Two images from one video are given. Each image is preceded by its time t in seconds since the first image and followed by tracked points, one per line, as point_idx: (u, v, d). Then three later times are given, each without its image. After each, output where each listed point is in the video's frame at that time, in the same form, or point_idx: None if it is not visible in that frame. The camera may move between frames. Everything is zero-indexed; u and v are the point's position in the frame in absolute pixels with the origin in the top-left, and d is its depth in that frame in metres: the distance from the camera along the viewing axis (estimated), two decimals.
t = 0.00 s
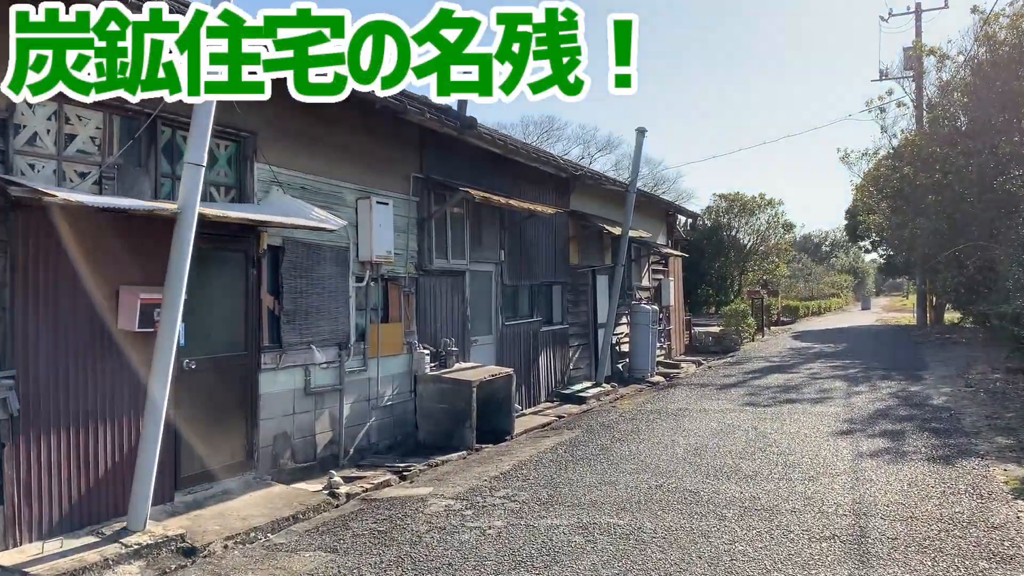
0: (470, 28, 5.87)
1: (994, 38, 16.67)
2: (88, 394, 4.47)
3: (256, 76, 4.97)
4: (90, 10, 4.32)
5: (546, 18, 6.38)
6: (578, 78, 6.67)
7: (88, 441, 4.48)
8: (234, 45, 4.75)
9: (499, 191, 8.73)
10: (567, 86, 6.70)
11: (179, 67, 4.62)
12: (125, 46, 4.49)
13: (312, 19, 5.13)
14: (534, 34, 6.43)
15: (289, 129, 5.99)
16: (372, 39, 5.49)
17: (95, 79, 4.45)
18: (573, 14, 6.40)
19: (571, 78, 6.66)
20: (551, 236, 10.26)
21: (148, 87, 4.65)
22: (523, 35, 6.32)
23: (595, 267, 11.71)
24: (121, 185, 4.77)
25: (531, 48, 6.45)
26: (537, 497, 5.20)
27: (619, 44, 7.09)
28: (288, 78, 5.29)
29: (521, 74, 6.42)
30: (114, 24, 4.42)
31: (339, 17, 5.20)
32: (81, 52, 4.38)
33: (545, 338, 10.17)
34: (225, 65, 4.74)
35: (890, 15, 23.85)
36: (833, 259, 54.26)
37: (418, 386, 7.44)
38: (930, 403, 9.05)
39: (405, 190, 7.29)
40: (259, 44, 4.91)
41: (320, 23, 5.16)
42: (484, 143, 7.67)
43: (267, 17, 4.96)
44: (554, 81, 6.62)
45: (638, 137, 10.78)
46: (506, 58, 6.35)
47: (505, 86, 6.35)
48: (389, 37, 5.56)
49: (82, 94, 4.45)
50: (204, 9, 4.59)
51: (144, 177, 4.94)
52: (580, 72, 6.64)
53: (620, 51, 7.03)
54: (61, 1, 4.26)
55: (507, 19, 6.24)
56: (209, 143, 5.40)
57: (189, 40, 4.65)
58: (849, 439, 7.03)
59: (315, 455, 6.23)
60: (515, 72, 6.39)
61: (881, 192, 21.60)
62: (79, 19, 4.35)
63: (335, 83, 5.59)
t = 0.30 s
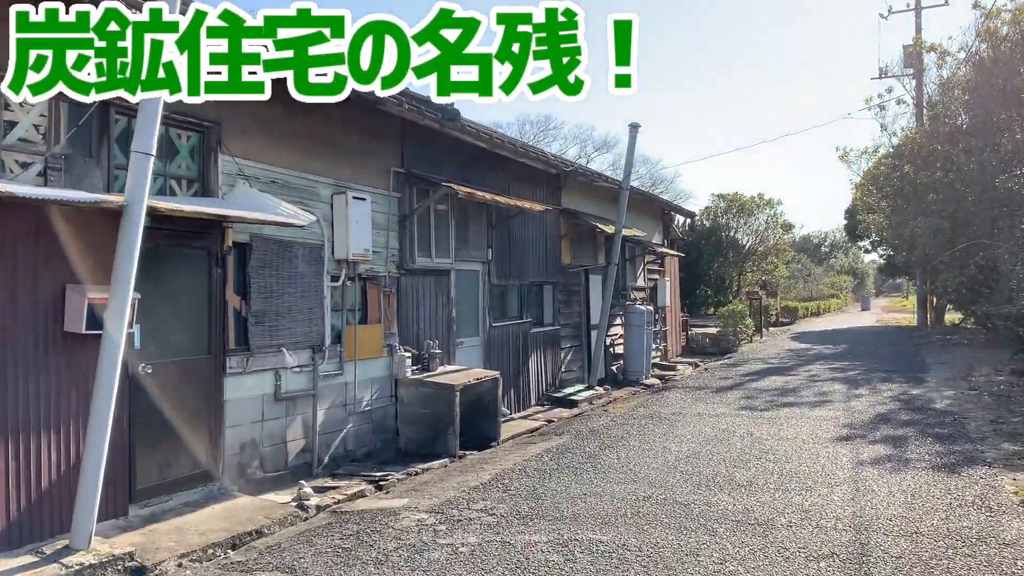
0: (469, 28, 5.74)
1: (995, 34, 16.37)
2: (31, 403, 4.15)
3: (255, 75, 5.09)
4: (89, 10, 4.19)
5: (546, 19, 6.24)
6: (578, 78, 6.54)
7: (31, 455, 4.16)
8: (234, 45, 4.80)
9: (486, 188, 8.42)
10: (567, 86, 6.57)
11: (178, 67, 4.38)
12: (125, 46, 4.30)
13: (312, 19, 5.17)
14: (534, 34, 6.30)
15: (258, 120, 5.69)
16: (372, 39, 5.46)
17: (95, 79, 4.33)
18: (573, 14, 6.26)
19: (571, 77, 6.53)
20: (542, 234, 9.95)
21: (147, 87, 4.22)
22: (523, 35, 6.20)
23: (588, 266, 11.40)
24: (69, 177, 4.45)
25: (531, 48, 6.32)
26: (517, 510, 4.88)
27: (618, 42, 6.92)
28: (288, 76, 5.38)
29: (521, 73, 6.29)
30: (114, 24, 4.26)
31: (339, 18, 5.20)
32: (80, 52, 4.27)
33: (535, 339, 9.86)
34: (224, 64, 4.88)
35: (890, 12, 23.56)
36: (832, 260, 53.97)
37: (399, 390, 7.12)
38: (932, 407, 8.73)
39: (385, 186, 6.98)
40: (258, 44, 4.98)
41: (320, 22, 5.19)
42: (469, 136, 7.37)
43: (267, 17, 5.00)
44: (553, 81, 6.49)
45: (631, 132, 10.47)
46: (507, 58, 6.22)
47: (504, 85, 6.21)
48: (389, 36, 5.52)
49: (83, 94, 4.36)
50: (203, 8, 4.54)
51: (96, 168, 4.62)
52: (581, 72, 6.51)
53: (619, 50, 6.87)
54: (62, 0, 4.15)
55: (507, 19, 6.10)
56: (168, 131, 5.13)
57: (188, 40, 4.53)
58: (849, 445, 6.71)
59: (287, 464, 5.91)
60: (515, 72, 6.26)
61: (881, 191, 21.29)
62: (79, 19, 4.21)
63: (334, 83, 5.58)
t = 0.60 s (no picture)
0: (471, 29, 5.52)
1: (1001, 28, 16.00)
2: None
3: (255, 75, 5.00)
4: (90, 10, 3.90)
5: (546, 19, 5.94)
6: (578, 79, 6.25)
7: None
8: (234, 45, 4.75)
9: (474, 184, 8.09)
10: (568, 86, 6.28)
11: (179, 67, 4.47)
12: (125, 46, 4.13)
13: (312, 19, 5.04)
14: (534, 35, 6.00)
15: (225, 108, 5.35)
16: (372, 39, 5.29)
17: (94, 79, 3.89)
18: (573, 14, 5.96)
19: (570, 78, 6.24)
20: (534, 233, 9.61)
21: (147, 86, 4.37)
22: (524, 36, 5.92)
23: (583, 266, 11.05)
24: (8, 165, 4.11)
25: (531, 48, 6.03)
26: (497, 526, 4.53)
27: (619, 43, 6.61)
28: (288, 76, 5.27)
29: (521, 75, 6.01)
30: (114, 24, 4.02)
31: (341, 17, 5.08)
32: (80, 52, 4.00)
33: (527, 341, 9.50)
34: (224, 64, 4.82)
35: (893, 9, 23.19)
36: (834, 261, 53.54)
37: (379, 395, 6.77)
38: (940, 412, 8.35)
39: (366, 180, 6.64)
40: (259, 44, 4.88)
41: (320, 22, 5.06)
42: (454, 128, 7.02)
43: (267, 17, 4.88)
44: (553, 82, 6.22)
45: (627, 126, 10.12)
46: (506, 59, 5.93)
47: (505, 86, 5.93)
48: (390, 37, 5.34)
49: (82, 94, 3.82)
50: (204, 9, 4.49)
51: (41, 158, 4.29)
52: (581, 72, 6.22)
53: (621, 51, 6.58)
54: None
55: (507, 20, 5.82)
56: (126, 121, 4.78)
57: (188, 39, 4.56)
58: (854, 454, 6.35)
59: (255, 474, 5.56)
60: (515, 72, 5.99)
61: (884, 190, 20.91)
62: (79, 19, 3.94)
63: (334, 83, 5.44)
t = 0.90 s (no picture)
0: (470, 30, 5.33)
1: (1011, 23, 15.61)
2: None
3: (255, 75, 5.11)
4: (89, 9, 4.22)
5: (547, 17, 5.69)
6: (578, 79, 6.02)
7: None
8: (233, 45, 4.80)
9: (464, 182, 7.77)
10: (568, 86, 6.05)
11: (179, 66, 4.65)
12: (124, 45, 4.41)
13: (313, 19, 4.97)
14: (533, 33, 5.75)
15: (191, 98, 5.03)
16: (373, 40, 5.12)
17: (95, 79, 4.33)
18: (575, 14, 5.68)
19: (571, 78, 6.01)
20: (528, 233, 9.28)
21: (148, 86, 4.59)
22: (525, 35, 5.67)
23: (580, 266, 10.71)
24: None
25: (531, 48, 5.76)
26: (475, 549, 4.20)
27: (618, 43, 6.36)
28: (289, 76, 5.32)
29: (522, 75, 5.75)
30: (114, 24, 4.33)
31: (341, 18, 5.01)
32: (80, 52, 4.27)
33: (520, 345, 9.17)
34: (224, 64, 4.90)
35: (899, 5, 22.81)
36: (840, 262, 53.10)
37: (361, 403, 6.45)
38: (951, 420, 7.97)
39: (347, 177, 6.31)
40: (259, 44, 4.86)
41: (320, 24, 5.00)
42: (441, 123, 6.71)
43: (267, 17, 4.85)
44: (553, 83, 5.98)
45: (625, 123, 9.79)
46: (506, 58, 5.66)
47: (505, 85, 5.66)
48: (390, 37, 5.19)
49: (83, 94, 4.32)
50: (203, 8, 4.52)
51: None
52: (582, 72, 6.00)
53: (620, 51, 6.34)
54: None
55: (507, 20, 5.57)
56: (78, 112, 4.45)
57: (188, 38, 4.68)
58: (860, 466, 6.01)
59: (223, 489, 5.24)
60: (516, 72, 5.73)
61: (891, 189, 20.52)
62: (79, 19, 4.25)
63: (332, 82, 5.51)
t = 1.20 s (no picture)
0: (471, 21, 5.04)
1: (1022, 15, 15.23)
2: None
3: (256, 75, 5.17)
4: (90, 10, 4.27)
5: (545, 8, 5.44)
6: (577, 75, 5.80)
7: None
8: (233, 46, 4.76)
9: (452, 177, 7.47)
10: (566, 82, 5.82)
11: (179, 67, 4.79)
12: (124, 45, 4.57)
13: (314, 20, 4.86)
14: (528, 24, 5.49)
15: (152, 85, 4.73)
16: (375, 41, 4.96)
17: (96, 79, 4.45)
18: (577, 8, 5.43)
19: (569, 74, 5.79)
20: (522, 230, 8.98)
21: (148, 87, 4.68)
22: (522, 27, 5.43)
23: (577, 265, 10.41)
24: None
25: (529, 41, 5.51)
26: (446, 566, 3.90)
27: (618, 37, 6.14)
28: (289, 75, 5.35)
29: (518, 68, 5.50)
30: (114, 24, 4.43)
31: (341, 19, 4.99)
32: (81, 52, 4.42)
33: (514, 346, 8.87)
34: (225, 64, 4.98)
35: None
36: (848, 262, 52.56)
37: (339, 407, 6.15)
38: (961, 425, 7.61)
39: (326, 171, 6.03)
40: (259, 45, 4.77)
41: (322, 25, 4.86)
42: (425, 114, 6.42)
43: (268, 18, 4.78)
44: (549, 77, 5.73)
45: (622, 116, 9.48)
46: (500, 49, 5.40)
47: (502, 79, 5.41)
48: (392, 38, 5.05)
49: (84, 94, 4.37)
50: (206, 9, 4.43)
51: None
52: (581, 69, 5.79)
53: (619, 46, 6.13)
54: None
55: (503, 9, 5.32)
56: (27, 100, 4.11)
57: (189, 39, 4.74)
58: (864, 474, 5.68)
59: (187, 498, 4.94)
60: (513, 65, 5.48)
61: (900, 186, 20.11)
62: (80, 19, 4.32)
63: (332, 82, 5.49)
